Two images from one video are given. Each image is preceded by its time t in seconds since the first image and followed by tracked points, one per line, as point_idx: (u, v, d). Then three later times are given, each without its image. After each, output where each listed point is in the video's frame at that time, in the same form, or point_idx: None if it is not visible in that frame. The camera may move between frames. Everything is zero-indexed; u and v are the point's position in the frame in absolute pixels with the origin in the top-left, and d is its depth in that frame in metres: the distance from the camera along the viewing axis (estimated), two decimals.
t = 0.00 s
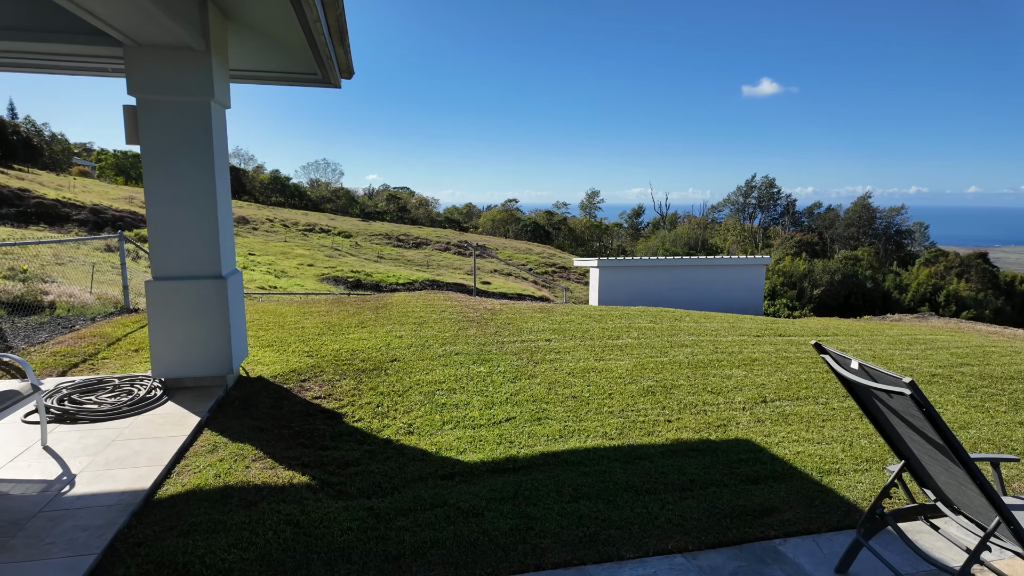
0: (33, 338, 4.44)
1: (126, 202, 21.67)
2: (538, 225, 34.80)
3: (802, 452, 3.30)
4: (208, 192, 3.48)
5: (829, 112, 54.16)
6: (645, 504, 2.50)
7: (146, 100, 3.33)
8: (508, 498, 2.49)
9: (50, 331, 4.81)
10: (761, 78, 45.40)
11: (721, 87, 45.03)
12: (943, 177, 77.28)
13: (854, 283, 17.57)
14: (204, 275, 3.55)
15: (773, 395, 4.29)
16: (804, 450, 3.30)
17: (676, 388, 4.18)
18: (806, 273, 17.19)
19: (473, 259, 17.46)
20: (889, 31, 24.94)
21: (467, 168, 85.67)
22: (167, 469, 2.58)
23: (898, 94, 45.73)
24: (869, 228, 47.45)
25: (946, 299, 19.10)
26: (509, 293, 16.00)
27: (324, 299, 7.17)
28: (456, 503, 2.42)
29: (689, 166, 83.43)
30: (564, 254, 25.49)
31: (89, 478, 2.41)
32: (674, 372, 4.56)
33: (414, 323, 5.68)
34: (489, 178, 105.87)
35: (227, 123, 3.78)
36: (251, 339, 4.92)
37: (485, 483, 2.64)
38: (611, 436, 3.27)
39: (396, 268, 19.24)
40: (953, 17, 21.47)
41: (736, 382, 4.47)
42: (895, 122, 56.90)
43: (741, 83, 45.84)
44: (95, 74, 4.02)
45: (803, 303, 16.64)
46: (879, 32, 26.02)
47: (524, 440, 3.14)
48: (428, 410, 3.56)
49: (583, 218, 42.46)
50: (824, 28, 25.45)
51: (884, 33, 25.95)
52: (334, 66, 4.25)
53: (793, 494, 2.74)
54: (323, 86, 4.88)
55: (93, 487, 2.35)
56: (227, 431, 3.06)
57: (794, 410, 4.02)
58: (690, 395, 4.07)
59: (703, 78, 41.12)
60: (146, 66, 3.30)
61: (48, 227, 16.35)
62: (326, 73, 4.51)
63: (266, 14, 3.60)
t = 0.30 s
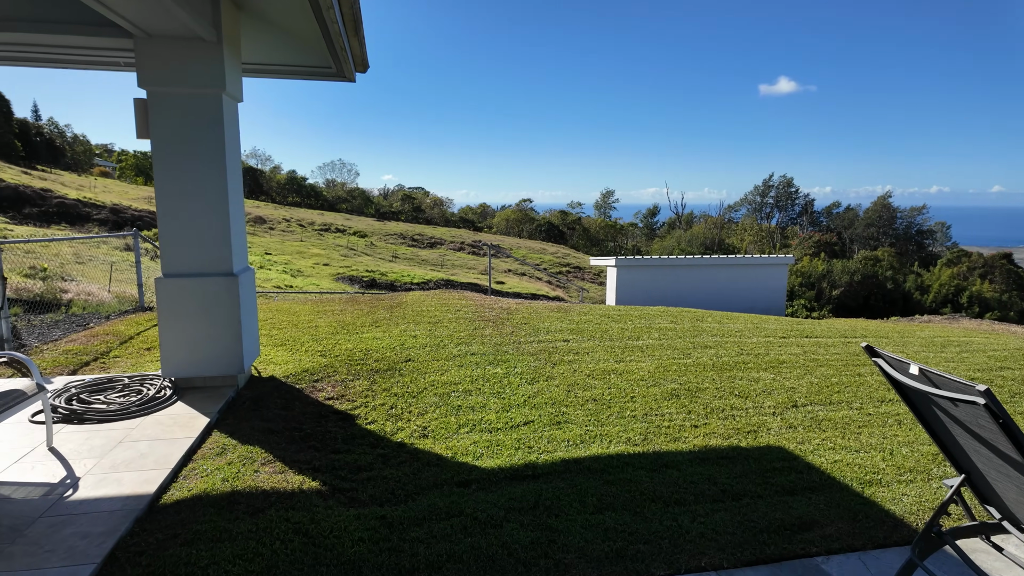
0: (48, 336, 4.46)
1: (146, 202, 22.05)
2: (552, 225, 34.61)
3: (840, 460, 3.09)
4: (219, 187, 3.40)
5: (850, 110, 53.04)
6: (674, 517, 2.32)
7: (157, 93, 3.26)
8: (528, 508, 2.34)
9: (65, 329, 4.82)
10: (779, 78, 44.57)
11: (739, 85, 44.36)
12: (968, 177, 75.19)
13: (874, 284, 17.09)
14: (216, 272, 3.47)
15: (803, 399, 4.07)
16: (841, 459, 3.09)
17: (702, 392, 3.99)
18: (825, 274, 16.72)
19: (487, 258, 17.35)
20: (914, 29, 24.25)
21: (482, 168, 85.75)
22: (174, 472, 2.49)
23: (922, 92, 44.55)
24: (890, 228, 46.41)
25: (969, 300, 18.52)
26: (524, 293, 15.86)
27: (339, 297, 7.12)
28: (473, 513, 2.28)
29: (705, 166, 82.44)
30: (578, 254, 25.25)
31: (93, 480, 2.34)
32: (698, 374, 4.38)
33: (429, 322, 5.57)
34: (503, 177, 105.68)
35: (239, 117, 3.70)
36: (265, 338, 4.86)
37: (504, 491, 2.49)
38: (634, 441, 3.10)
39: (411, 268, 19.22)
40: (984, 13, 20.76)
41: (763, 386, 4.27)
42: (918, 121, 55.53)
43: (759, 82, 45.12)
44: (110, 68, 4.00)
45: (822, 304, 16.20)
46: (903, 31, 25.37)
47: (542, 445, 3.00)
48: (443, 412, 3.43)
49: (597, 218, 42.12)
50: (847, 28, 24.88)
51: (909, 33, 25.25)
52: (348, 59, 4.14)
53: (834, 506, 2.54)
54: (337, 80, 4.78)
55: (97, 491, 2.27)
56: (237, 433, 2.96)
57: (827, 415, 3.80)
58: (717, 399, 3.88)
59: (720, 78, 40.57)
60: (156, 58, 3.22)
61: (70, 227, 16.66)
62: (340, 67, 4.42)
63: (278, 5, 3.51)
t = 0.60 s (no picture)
0: (54, 336, 4.42)
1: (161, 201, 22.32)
2: (564, 224, 34.38)
3: (875, 471, 2.86)
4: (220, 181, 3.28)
5: (869, 107, 51.96)
6: (698, 537, 2.13)
7: (157, 85, 3.16)
8: (539, 524, 2.17)
9: (71, 328, 4.78)
10: (796, 75, 43.70)
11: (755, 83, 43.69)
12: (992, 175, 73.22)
13: (892, 283, 16.64)
14: (216, 270, 3.36)
15: (830, 406, 3.80)
16: (877, 471, 2.81)
17: (723, 397, 3.78)
18: (841, 273, 16.29)
19: (499, 257, 17.20)
20: (936, 26, 23.61)
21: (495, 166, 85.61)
22: (167, 481, 2.37)
23: (945, 88, 43.45)
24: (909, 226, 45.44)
25: (988, 299, 18.02)
26: (535, 292, 15.70)
27: (348, 296, 7.02)
28: (480, 529, 2.12)
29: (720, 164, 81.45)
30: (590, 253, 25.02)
31: (82, 490, 2.22)
32: (718, 378, 4.18)
33: (438, 322, 5.44)
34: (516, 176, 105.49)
35: (241, 110, 3.59)
36: (270, 338, 4.76)
37: (513, 504, 2.33)
38: (653, 451, 2.91)
39: (422, 267, 19.16)
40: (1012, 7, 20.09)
41: (787, 390, 4.05)
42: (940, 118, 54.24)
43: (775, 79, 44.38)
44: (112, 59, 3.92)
45: (838, 304, 15.78)
46: (926, 28, 24.68)
47: (554, 454, 2.82)
48: (451, 417, 3.28)
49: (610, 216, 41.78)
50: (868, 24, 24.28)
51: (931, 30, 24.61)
52: (354, 50, 3.99)
53: (874, 524, 2.30)
54: (344, 73, 4.66)
55: (85, 501, 2.15)
56: (235, 438, 2.84)
57: (857, 422, 3.51)
58: (739, 404, 3.68)
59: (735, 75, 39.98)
60: (157, 47, 3.12)
61: (86, 225, 16.88)
62: (347, 59, 4.29)
63: None
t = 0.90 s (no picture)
0: (56, 335, 4.40)
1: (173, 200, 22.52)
2: (574, 222, 34.17)
3: (905, 482, 2.65)
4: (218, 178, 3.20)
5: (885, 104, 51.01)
6: (716, 558, 1.97)
7: (155, 79, 3.09)
8: (546, 540, 2.04)
9: (74, 328, 4.73)
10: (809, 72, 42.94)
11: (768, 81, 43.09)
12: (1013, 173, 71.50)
13: (906, 283, 16.23)
14: (216, 270, 3.30)
15: (853, 413, 3.59)
16: (909, 485, 2.60)
17: (740, 403, 3.62)
18: (854, 273, 15.89)
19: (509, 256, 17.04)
20: (955, 23, 23.03)
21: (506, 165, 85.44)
22: (158, 489, 2.28)
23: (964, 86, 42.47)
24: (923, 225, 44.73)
25: (1006, 299, 17.52)
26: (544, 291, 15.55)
27: (355, 295, 6.93)
28: (483, 546, 1.99)
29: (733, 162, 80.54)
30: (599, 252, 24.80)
31: (68, 498, 2.14)
32: (734, 382, 4.02)
33: (444, 322, 5.32)
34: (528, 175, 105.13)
35: (242, 105, 3.51)
36: (273, 338, 4.67)
37: (519, 519, 2.20)
38: (667, 461, 2.76)
39: (432, 265, 19.09)
40: None
41: (805, 396, 3.86)
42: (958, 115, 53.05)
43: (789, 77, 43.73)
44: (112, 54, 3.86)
45: (850, 304, 15.38)
46: (944, 25, 24.12)
47: (563, 463, 2.69)
48: (455, 422, 3.16)
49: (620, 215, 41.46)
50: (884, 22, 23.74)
51: (949, 27, 24.02)
52: (357, 42, 3.88)
53: (907, 544, 2.12)
54: (348, 66, 4.55)
55: (70, 511, 2.06)
56: (231, 444, 2.76)
57: (882, 431, 3.29)
58: (757, 410, 3.50)
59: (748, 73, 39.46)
60: (154, 40, 3.05)
61: (98, 224, 17.05)
62: (349, 52, 4.18)
63: None
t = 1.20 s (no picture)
0: (55, 335, 4.37)
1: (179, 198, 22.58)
2: (579, 221, 34.03)
3: (925, 493, 2.54)
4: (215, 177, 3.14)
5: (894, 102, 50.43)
6: None
7: (151, 74, 3.03)
8: (550, 555, 1.95)
9: (74, 328, 4.69)
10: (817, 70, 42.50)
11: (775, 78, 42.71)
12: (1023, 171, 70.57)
13: (913, 282, 16.03)
14: (212, 270, 3.23)
15: (869, 418, 3.46)
16: (930, 496, 2.49)
17: (750, 408, 3.51)
18: (861, 272, 15.70)
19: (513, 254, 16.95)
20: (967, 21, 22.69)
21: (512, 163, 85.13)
22: (149, 498, 2.21)
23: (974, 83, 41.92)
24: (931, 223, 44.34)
25: (1016, 299, 17.26)
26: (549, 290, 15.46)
27: (358, 294, 6.86)
28: (485, 562, 1.90)
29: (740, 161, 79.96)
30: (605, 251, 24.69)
31: (55, 507, 2.07)
32: (743, 386, 3.91)
33: (447, 322, 5.24)
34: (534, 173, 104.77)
35: (240, 101, 3.44)
36: (273, 339, 4.60)
37: (521, 532, 2.11)
38: (677, 469, 2.66)
39: (436, 264, 19.03)
40: None
41: (816, 400, 3.75)
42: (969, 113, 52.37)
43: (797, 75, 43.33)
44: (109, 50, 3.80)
45: (857, 303, 15.19)
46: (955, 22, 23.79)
47: (567, 471, 2.59)
48: (457, 427, 3.07)
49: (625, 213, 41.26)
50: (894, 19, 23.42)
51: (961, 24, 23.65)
52: (358, 36, 3.78)
53: (931, 562, 2.01)
54: (350, 62, 4.46)
55: (56, 521, 1.99)
56: (227, 449, 2.69)
57: (899, 438, 3.17)
58: (768, 416, 3.40)
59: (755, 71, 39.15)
60: (149, 33, 2.98)
61: (105, 222, 17.13)
62: (350, 47, 4.09)
63: None
